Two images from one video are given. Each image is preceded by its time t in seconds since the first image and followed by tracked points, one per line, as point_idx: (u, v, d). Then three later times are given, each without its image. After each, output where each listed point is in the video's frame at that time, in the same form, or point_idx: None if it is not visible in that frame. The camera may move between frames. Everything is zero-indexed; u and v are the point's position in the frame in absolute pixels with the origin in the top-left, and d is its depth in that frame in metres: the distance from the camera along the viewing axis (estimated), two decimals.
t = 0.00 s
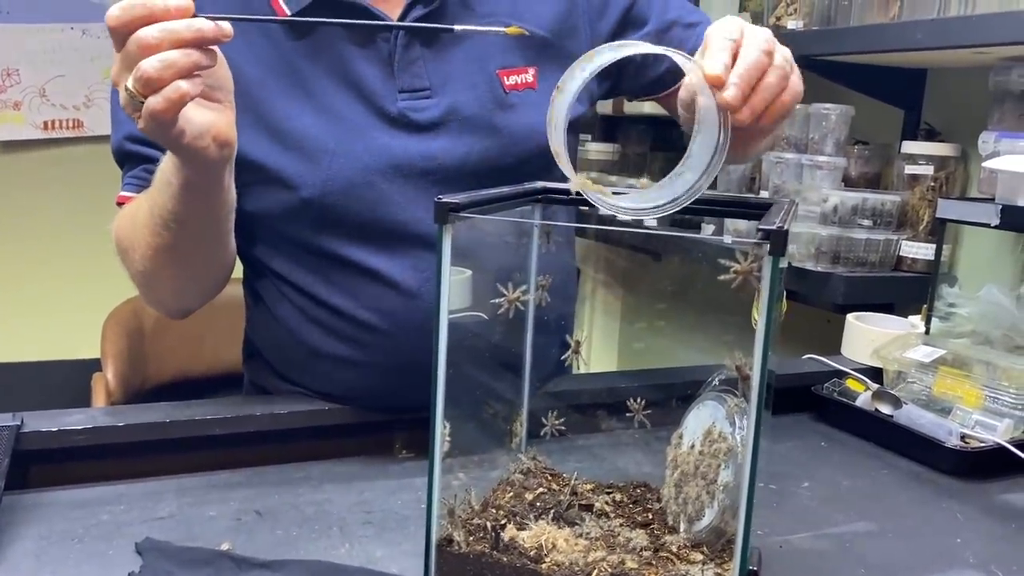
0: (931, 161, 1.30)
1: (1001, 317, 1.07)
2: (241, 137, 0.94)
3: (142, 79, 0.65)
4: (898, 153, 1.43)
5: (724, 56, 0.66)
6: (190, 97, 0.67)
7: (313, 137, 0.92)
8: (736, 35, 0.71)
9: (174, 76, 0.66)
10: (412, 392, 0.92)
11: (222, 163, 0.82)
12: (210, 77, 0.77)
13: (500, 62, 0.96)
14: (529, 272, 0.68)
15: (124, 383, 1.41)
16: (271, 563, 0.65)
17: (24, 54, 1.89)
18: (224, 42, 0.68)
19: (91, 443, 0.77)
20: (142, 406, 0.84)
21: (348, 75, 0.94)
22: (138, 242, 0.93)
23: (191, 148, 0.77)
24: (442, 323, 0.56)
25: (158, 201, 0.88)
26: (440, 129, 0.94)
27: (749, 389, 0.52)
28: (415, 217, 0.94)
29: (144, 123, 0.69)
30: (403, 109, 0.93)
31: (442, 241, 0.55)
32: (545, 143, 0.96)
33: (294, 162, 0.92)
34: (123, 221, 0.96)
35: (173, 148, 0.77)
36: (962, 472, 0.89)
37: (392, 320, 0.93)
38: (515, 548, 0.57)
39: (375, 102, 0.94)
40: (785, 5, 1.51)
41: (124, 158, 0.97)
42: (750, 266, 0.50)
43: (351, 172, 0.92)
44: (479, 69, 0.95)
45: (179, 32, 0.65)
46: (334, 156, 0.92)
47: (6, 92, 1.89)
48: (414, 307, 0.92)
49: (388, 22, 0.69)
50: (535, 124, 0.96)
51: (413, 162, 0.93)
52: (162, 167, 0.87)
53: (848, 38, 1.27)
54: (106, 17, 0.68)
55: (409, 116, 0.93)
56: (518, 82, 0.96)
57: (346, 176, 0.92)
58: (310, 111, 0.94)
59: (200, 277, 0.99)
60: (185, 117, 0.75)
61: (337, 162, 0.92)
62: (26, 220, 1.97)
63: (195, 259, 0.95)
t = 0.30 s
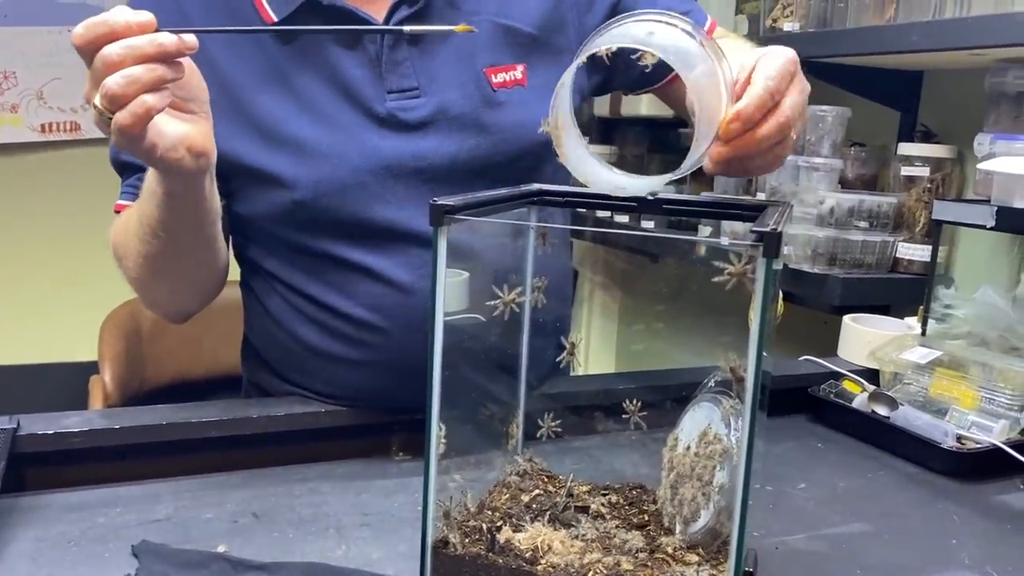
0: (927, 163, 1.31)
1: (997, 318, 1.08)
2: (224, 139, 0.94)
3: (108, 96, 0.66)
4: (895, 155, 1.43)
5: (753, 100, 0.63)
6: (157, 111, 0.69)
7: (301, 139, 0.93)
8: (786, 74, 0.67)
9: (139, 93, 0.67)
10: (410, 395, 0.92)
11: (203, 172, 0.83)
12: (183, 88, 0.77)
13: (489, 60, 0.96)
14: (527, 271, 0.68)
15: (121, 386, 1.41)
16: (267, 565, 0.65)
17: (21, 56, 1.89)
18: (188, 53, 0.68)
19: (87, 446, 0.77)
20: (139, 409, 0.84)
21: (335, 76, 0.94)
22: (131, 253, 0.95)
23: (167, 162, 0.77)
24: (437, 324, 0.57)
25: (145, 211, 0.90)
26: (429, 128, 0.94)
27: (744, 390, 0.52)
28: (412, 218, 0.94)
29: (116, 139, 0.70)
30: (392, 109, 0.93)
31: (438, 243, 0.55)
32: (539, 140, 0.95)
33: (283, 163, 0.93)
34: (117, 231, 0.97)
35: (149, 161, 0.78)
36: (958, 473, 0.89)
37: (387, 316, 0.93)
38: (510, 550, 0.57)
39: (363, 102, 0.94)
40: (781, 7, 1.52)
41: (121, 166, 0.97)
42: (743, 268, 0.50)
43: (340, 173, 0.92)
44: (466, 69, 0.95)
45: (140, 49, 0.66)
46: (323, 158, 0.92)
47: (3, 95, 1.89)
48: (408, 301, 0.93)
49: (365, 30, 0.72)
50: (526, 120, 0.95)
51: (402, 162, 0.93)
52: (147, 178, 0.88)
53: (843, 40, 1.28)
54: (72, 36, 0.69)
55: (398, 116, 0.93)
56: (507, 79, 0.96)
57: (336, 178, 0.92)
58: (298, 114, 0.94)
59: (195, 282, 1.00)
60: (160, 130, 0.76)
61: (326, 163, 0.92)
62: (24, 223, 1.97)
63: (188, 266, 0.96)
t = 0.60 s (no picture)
0: (924, 164, 1.31)
1: (991, 319, 1.09)
2: (207, 144, 0.95)
3: (73, 130, 0.67)
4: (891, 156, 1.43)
5: (748, 122, 0.65)
6: (123, 144, 0.69)
7: (286, 140, 0.94)
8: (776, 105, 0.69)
9: (104, 127, 0.68)
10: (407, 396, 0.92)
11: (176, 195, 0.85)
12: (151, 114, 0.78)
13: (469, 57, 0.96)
14: (521, 270, 0.67)
15: (119, 388, 1.41)
16: (264, 567, 0.65)
17: (20, 59, 1.89)
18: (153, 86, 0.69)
19: (85, 448, 0.77)
20: (136, 411, 0.84)
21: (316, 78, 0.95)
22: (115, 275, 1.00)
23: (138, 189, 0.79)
24: (433, 327, 0.57)
25: (126, 230, 0.94)
26: (412, 127, 0.95)
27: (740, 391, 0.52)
28: (405, 217, 0.95)
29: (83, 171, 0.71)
30: (374, 109, 0.94)
31: (434, 245, 0.55)
32: (521, 135, 0.96)
33: (270, 166, 0.94)
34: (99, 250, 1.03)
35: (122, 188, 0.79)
36: (954, 474, 0.90)
37: (383, 313, 0.94)
38: (507, 551, 0.57)
39: (345, 104, 0.95)
40: (778, 9, 1.52)
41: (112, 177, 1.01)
42: (738, 270, 0.51)
43: (328, 174, 0.93)
44: (446, 67, 0.96)
45: (103, 84, 0.67)
46: (309, 158, 0.93)
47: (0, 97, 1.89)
48: (403, 297, 0.94)
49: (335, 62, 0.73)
50: (508, 116, 0.96)
51: (389, 161, 0.94)
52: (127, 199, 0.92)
53: (840, 42, 1.28)
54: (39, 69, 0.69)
55: (381, 116, 0.94)
56: (488, 75, 0.96)
57: (323, 178, 0.93)
58: (281, 117, 0.95)
59: (182, 287, 1.05)
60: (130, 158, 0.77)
61: (312, 164, 0.93)
62: (23, 226, 1.97)
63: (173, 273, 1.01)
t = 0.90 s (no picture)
0: (920, 166, 1.31)
1: (987, 320, 1.09)
2: (181, 148, 0.99)
3: (44, 152, 0.71)
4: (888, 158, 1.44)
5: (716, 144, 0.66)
6: (93, 162, 0.73)
7: (264, 142, 0.98)
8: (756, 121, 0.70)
9: (72, 146, 0.72)
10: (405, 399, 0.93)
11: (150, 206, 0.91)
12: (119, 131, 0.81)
13: (436, 51, 1.00)
14: (520, 275, 0.67)
15: (119, 390, 1.38)
16: (262, 569, 0.65)
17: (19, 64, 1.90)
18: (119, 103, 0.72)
19: (83, 450, 0.77)
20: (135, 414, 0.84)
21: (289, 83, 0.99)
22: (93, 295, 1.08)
23: (111, 204, 0.83)
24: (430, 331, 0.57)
25: (103, 240, 1.00)
26: (384, 123, 0.99)
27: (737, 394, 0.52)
28: (388, 213, 0.99)
29: (55, 189, 0.75)
30: (346, 106, 0.98)
31: (432, 248, 0.55)
32: (493, 124, 1.00)
33: (247, 167, 0.98)
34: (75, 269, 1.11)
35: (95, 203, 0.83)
36: (951, 475, 0.90)
37: (371, 306, 0.97)
38: (503, 553, 0.57)
39: (318, 103, 0.98)
40: (775, 12, 1.53)
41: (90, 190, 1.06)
42: (731, 272, 0.51)
43: (306, 171, 0.96)
44: (415, 62, 1.00)
45: (70, 104, 0.70)
46: (286, 159, 0.97)
47: None
48: (388, 289, 0.97)
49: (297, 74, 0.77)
50: (479, 107, 1.00)
51: (364, 156, 0.98)
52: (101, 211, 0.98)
53: (836, 44, 1.28)
54: (4, 92, 0.71)
55: (354, 114, 0.98)
56: (456, 67, 1.01)
57: (302, 177, 0.96)
58: (257, 118, 0.99)
59: (159, 294, 1.11)
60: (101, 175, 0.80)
61: (289, 163, 0.97)
62: (23, 230, 1.98)
63: (147, 280, 1.07)
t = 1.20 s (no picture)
0: (918, 168, 1.32)
1: (984, 321, 1.08)
2: (156, 152, 1.02)
3: (20, 170, 0.71)
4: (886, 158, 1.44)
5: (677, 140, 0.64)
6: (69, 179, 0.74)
7: (240, 142, 1.02)
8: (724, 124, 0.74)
9: (48, 164, 0.72)
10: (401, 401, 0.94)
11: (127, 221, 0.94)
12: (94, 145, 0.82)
13: (407, 47, 1.06)
14: (516, 275, 0.67)
15: (119, 393, 1.37)
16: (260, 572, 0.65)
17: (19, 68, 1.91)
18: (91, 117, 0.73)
19: (82, 453, 0.77)
20: (133, 416, 0.84)
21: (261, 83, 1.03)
22: (71, 312, 1.13)
23: (89, 217, 0.83)
24: (428, 334, 0.57)
25: (77, 249, 1.02)
26: (355, 122, 1.04)
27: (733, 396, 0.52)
28: (366, 207, 1.03)
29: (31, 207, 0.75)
30: (320, 106, 1.03)
31: (429, 250, 0.55)
32: (465, 116, 1.06)
33: (224, 169, 1.01)
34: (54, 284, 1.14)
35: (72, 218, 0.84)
36: (949, 476, 0.90)
37: (353, 299, 1.02)
38: (501, 555, 0.57)
39: (292, 105, 1.03)
40: (773, 14, 1.53)
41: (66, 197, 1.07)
42: (728, 274, 0.51)
43: (283, 169, 1.01)
44: (385, 61, 1.06)
45: (43, 121, 0.70)
46: (263, 158, 1.01)
47: None
48: (371, 280, 1.02)
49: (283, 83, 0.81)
50: (451, 101, 1.06)
51: (339, 153, 1.03)
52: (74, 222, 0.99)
53: (834, 46, 1.28)
54: None
55: (327, 113, 1.03)
56: (426, 62, 1.07)
57: (280, 174, 1.01)
58: (232, 120, 1.03)
59: (136, 303, 1.13)
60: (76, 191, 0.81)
61: (266, 163, 1.01)
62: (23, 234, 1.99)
63: (114, 296, 1.09)
